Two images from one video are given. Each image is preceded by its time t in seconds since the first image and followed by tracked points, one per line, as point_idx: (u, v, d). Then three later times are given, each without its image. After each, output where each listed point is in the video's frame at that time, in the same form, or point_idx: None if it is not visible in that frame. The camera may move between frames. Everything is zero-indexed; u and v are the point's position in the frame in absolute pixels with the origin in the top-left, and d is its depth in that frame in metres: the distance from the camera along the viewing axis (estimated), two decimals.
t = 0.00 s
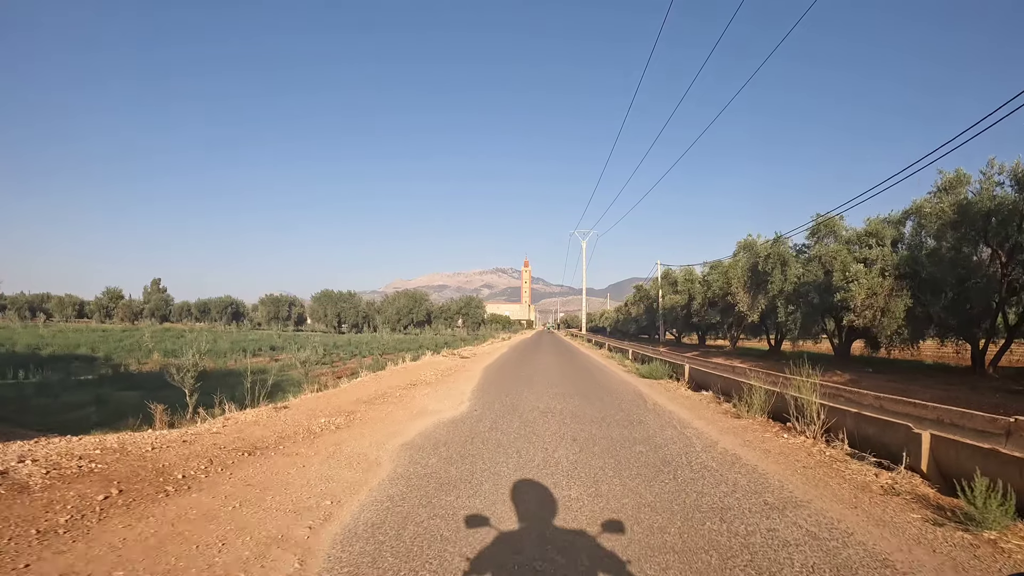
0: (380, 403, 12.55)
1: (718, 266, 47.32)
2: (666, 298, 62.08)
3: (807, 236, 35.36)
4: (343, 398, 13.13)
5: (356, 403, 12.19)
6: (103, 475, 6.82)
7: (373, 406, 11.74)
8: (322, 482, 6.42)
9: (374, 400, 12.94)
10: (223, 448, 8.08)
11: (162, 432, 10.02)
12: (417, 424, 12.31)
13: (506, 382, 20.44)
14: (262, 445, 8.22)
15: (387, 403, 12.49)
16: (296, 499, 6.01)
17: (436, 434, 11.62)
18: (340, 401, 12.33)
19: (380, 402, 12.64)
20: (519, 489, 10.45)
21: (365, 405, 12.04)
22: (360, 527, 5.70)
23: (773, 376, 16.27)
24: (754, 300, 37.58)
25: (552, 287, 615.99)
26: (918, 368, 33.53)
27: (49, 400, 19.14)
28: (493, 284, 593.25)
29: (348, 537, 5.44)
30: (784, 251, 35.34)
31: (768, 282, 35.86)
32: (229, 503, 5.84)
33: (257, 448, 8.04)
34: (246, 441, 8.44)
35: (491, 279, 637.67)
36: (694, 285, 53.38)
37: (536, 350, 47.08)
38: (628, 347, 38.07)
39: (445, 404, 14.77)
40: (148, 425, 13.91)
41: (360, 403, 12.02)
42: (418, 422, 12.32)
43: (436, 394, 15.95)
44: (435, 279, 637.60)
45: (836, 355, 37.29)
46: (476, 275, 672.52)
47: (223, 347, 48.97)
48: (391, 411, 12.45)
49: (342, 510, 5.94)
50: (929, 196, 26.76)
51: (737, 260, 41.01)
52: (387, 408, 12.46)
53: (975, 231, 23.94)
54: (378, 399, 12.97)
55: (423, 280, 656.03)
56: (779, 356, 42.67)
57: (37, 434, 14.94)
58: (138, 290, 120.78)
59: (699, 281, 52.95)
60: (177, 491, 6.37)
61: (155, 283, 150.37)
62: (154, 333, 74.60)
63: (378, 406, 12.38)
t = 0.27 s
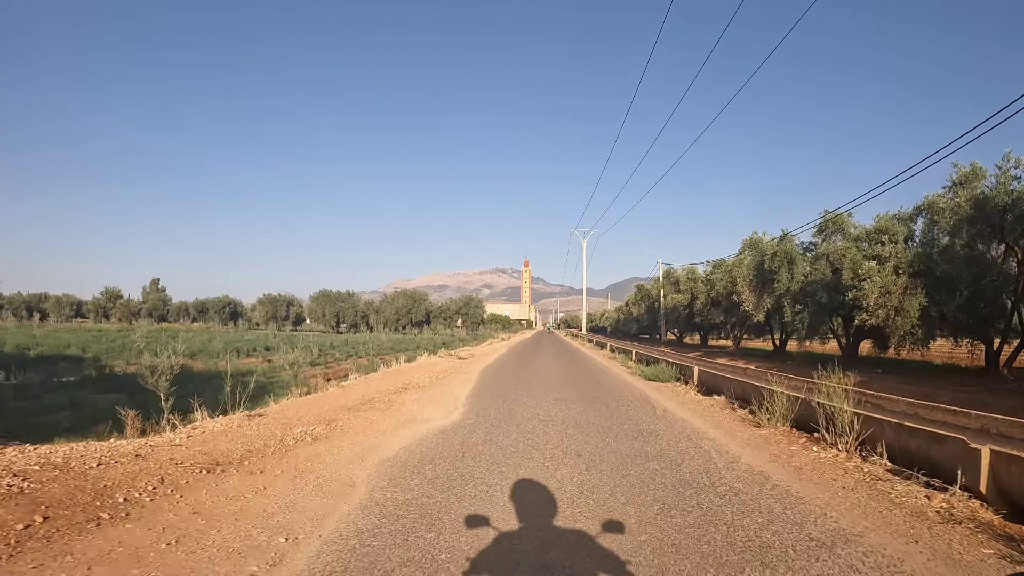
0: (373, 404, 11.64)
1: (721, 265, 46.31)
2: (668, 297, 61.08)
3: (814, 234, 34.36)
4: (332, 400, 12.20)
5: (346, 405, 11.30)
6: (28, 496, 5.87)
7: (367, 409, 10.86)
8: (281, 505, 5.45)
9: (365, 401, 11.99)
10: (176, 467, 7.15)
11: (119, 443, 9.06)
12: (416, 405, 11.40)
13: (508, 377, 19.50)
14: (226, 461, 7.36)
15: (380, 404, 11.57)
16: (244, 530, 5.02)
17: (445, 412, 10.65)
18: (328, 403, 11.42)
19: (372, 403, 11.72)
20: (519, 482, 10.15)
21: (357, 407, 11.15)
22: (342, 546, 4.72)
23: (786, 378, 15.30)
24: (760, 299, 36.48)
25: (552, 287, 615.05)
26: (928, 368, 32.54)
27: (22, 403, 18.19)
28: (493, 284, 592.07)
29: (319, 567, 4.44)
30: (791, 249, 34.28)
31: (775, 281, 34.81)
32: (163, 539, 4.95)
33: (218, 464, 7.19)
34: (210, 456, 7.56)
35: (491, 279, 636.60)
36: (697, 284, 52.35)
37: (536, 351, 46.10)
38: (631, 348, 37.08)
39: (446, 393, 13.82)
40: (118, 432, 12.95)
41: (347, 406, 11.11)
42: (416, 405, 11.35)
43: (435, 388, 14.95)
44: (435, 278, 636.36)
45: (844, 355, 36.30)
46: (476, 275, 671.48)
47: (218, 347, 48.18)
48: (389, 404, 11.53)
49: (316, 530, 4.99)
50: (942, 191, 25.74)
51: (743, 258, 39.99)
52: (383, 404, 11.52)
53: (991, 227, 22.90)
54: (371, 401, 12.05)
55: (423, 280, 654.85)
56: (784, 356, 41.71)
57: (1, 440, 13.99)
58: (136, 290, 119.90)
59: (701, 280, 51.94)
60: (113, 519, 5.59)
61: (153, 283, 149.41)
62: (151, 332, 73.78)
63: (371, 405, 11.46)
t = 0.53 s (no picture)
0: (366, 406, 11.13)
1: (724, 264, 45.75)
2: (669, 297, 60.55)
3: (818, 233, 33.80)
4: (324, 403, 11.70)
5: (338, 408, 10.82)
6: None
7: (359, 413, 10.39)
8: (253, 524, 4.99)
9: (358, 403, 11.47)
10: (150, 477, 6.72)
11: (95, 450, 8.57)
12: (412, 408, 10.92)
13: (509, 376, 18.97)
14: (203, 470, 6.99)
15: (374, 407, 11.07)
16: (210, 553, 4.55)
17: (441, 416, 10.18)
18: (319, 407, 10.94)
19: (366, 405, 11.21)
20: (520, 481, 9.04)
21: (350, 410, 10.67)
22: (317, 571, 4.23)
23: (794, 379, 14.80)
24: (763, 300, 35.67)
25: (552, 287, 614.51)
26: (934, 368, 32.04)
27: (8, 405, 17.68)
28: (493, 284, 591.65)
29: None
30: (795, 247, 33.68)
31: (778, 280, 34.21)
32: (123, 561, 4.52)
33: (195, 475, 6.82)
34: (187, 466, 7.20)
35: (491, 279, 636.07)
36: (698, 284, 51.78)
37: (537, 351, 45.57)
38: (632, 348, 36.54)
39: (443, 394, 13.28)
40: (101, 437, 12.45)
41: (339, 409, 10.63)
42: (411, 408, 10.87)
43: (431, 388, 14.39)
44: (435, 278, 635.87)
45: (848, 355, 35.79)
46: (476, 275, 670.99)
47: (214, 347, 47.67)
48: (383, 407, 11.03)
49: (290, 553, 4.52)
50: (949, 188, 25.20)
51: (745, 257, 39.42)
52: (376, 407, 11.01)
53: (1000, 225, 22.33)
54: (365, 403, 11.53)
55: (423, 280, 654.43)
56: (787, 356, 41.19)
57: None
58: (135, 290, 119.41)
59: (703, 279, 51.41)
60: (75, 536, 5.14)
61: (152, 283, 148.88)
62: (149, 332, 73.27)
63: (365, 407, 10.96)
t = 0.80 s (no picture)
0: (352, 412, 10.24)
1: (727, 263, 44.85)
2: (671, 296, 59.61)
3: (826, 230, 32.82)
4: (306, 408, 10.81)
5: (320, 415, 9.93)
6: None
7: (343, 421, 9.51)
8: (188, 570, 4.20)
9: (344, 408, 10.56)
10: (82, 502, 5.93)
11: (42, 464, 7.69)
12: (400, 414, 10.04)
13: (508, 377, 18.05)
14: (152, 492, 6.21)
15: (360, 412, 10.18)
16: None
17: (433, 423, 9.32)
18: (300, 413, 10.06)
19: (352, 411, 10.32)
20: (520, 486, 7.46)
21: (332, 417, 9.79)
22: None
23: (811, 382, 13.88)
24: (769, 298, 34.73)
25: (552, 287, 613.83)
26: (946, 369, 31.11)
27: None
28: (493, 284, 590.48)
29: None
30: (802, 245, 32.66)
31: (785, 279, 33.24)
32: None
33: (141, 498, 6.03)
34: (134, 486, 6.41)
35: (491, 279, 635.33)
36: (701, 283, 50.80)
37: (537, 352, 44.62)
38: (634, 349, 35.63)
39: (436, 397, 12.37)
40: (69, 445, 11.59)
41: (320, 416, 9.76)
42: (400, 415, 9.97)
43: (425, 390, 13.45)
44: (435, 278, 635.00)
45: (856, 355, 34.87)
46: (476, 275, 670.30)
47: (208, 347, 46.73)
48: (370, 413, 10.15)
49: None
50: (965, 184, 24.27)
51: (751, 254, 38.43)
52: (363, 413, 10.12)
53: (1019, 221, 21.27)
54: (351, 408, 10.63)
55: (423, 280, 653.12)
56: (793, 356, 40.25)
57: None
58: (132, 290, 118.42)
59: (705, 278, 50.51)
60: None
61: (150, 283, 147.89)
62: (145, 332, 72.27)
63: (350, 413, 10.07)
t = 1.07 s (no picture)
0: (343, 415, 9.79)
1: (729, 262, 44.34)
2: (672, 296, 59.09)
3: (831, 228, 32.31)
4: (296, 412, 10.35)
5: (308, 419, 9.48)
6: None
7: (332, 425, 9.05)
8: None
9: (336, 412, 10.11)
10: (43, 517, 5.44)
11: (9, 473, 7.22)
12: (393, 418, 9.59)
13: (507, 378, 17.57)
14: (120, 506, 5.78)
15: (351, 416, 9.72)
16: None
17: (427, 427, 8.87)
18: (288, 417, 9.60)
19: (343, 414, 9.86)
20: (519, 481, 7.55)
21: (322, 421, 9.34)
22: None
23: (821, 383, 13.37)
24: (772, 297, 34.17)
25: (552, 287, 613.43)
26: (953, 370, 30.61)
27: None
28: (493, 284, 589.83)
29: None
30: (806, 243, 31.98)
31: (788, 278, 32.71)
32: None
33: (106, 513, 5.60)
34: (101, 499, 5.97)
35: (491, 279, 634.79)
36: (702, 282, 50.25)
37: (537, 352, 44.13)
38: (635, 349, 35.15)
39: (433, 399, 11.88)
40: (49, 450, 11.11)
41: (309, 420, 9.30)
42: (393, 419, 9.51)
43: (421, 392, 12.94)
44: (435, 278, 634.30)
45: (860, 355, 34.37)
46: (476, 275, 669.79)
47: (204, 347, 46.25)
48: (362, 417, 9.70)
49: None
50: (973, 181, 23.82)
51: (754, 254, 37.93)
52: (354, 417, 9.66)
53: None
54: (343, 411, 10.17)
55: (423, 280, 652.43)
56: (796, 356, 39.75)
57: None
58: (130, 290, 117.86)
59: (707, 277, 49.99)
60: None
61: (150, 283, 147.47)
62: (143, 332, 71.75)
63: (341, 417, 9.62)
